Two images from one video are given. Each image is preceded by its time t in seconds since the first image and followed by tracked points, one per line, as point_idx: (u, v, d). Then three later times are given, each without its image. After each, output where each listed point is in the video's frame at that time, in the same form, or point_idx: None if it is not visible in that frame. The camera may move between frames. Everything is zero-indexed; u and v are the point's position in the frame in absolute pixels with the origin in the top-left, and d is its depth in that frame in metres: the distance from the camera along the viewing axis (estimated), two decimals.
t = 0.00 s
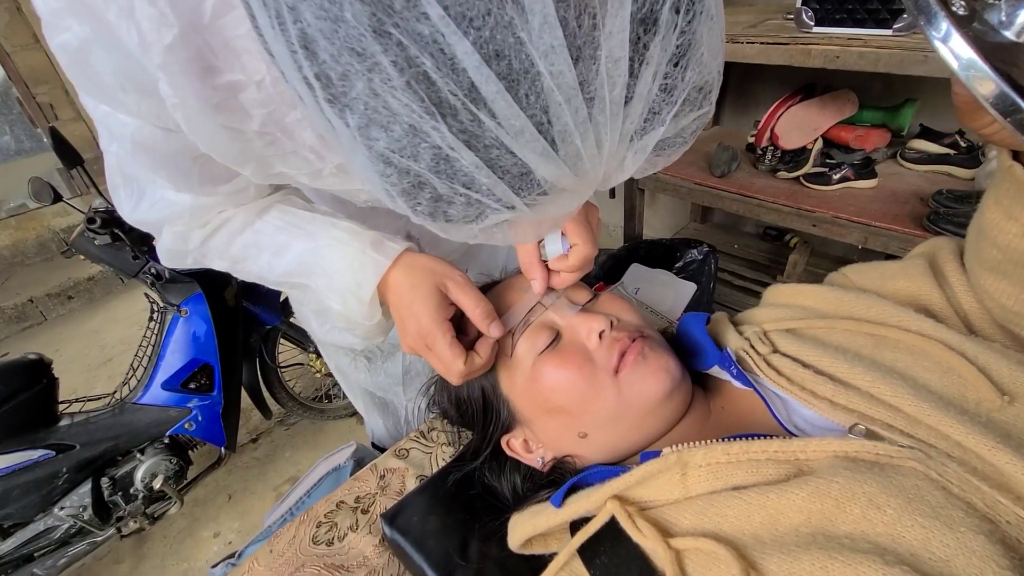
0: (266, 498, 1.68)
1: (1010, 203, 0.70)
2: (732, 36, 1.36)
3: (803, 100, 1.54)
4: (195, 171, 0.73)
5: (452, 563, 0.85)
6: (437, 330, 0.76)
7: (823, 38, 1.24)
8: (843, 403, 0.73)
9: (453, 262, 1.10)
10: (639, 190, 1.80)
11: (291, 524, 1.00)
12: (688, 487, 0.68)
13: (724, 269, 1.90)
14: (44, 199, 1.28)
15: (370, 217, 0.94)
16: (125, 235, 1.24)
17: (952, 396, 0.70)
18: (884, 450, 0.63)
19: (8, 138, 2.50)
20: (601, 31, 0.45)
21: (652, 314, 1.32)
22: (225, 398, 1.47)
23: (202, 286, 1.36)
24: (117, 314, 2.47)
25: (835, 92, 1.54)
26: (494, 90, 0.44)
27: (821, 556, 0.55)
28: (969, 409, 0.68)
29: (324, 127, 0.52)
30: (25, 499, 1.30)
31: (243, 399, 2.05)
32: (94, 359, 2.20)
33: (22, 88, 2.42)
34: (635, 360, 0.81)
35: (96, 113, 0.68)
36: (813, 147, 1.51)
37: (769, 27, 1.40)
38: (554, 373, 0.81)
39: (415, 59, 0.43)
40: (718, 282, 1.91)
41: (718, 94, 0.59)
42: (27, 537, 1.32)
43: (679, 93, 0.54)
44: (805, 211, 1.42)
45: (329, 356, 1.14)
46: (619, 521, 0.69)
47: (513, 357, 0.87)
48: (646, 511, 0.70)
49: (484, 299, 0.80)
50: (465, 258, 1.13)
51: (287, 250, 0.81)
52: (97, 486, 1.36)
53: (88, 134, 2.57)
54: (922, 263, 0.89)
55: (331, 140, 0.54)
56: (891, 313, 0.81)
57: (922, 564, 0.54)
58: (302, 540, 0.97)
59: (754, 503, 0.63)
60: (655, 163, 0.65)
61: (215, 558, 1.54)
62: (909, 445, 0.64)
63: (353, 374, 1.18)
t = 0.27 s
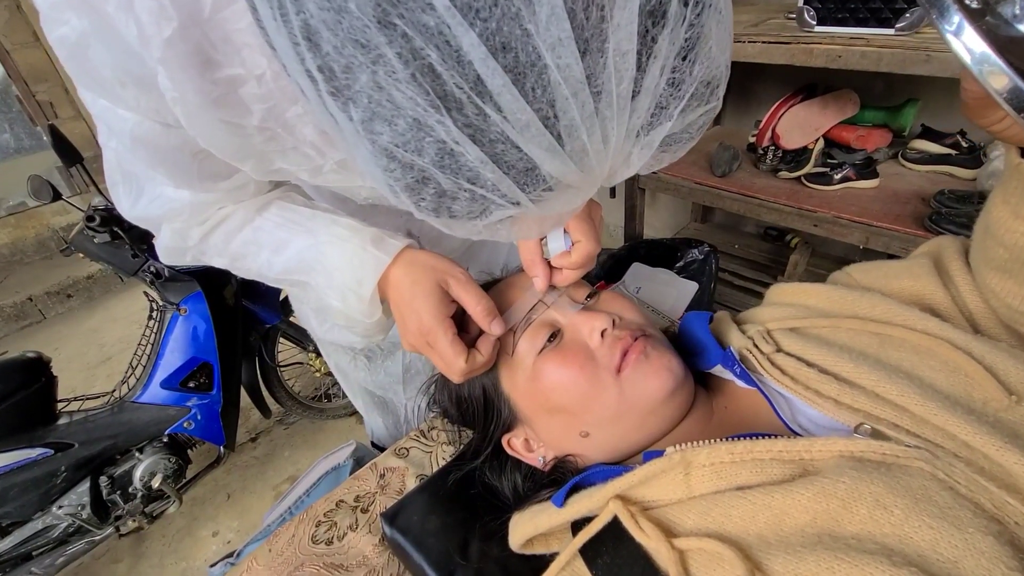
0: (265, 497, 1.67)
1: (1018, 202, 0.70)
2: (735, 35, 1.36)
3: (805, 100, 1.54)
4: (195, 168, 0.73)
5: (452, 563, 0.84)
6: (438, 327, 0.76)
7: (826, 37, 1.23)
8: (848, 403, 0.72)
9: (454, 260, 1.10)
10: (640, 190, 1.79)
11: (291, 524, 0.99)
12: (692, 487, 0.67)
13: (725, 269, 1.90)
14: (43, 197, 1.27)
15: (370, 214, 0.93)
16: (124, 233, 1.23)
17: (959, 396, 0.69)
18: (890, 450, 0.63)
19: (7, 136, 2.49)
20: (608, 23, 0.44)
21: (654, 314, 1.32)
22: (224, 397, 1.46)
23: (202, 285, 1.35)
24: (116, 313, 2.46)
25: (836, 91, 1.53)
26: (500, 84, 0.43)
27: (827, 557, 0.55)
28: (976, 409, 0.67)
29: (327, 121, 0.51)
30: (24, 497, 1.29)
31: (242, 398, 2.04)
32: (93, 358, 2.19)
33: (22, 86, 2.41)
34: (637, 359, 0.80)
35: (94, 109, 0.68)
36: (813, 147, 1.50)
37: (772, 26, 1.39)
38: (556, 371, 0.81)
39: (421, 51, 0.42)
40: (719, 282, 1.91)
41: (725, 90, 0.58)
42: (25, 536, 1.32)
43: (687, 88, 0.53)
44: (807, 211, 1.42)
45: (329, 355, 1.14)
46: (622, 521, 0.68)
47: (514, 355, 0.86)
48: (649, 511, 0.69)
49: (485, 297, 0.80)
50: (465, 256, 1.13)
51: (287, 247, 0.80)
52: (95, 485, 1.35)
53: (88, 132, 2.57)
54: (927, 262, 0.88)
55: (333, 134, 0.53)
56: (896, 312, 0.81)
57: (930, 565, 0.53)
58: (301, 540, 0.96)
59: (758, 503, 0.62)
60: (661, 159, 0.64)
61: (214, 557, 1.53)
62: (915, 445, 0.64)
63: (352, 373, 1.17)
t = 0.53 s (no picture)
0: (264, 498, 1.67)
1: (1021, 206, 0.69)
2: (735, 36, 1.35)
3: (804, 102, 1.54)
4: (193, 170, 0.73)
5: (451, 566, 0.84)
6: (438, 330, 0.75)
7: (826, 39, 1.23)
8: (848, 407, 0.72)
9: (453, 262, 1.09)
10: (640, 191, 1.79)
11: (289, 526, 0.99)
12: (691, 492, 0.67)
13: (725, 270, 1.89)
14: (43, 197, 1.27)
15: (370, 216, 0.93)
16: (123, 234, 1.23)
17: (960, 400, 0.69)
18: (890, 455, 0.63)
19: (7, 136, 2.49)
20: (611, 33, 0.44)
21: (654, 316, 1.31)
22: (223, 398, 1.46)
23: (201, 286, 1.35)
24: (116, 313, 2.46)
25: (837, 93, 1.53)
26: (501, 93, 0.43)
27: (827, 562, 0.55)
28: (977, 413, 0.67)
29: (327, 128, 0.51)
30: (23, 498, 1.29)
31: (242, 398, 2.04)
32: (92, 358, 2.19)
33: (22, 86, 2.41)
34: (636, 362, 0.80)
35: (93, 111, 0.67)
36: (814, 149, 1.50)
37: (772, 27, 1.39)
38: (555, 375, 0.81)
39: (422, 61, 0.42)
40: (720, 283, 1.90)
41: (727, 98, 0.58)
42: (24, 537, 1.31)
43: (688, 97, 0.53)
44: (806, 213, 1.41)
45: (328, 356, 1.13)
46: (622, 525, 0.68)
47: (514, 358, 0.86)
48: (648, 515, 0.69)
49: (484, 299, 0.79)
50: (465, 258, 1.13)
51: (286, 248, 0.80)
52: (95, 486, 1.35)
53: (87, 132, 2.56)
54: (928, 265, 0.88)
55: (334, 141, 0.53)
56: (897, 315, 0.81)
57: (929, 570, 0.53)
58: (300, 542, 0.96)
59: (758, 508, 0.62)
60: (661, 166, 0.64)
61: (213, 558, 1.53)
62: (916, 449, 0.64)
63: (352, 375, 1.17)
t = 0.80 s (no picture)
0: (262, 499, 1.67)
1: (1016, 206, 0.69)
2: (733, 36, 1.35)
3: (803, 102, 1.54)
4: (188, 171, 0.72)
5: (447, 567, 0.84)
6: (433, 331, 0.75)
7: (824, 38, 1.23)
8: (844, 408, 0.72)
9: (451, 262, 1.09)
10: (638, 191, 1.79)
11: (286, 527, 0.99)
12: (687, 493, 0.67)
13: (724, 270, 1.89)
14: (40, 198, 1.26)
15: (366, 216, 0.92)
16: (121, 234, 1.23)
17: (956, 401, 0.69)
18: (886, 456, 0.62)
19: (5, 136, 2.49)
20: (600, 33, 0.43)
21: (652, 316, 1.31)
22: (221, 398, 1.45)
23: (199, 286, 1.34)
24: (115, 314, 2.45)
25: (835, 93, 1.53)
26: (489, 93, 0.43)
27: (821, 564, 0.54)
28: (972, 414, 0.67)
29: (317, 128, 0.51)
30: (20, 499, 1.29)
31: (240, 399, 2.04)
32: (91, 359, 2.19)
33: (20, 86, 2.41)
34: (632, 362, 0.80)
35: (86, 112, 0.67)
36: (813, 148, 1.50)
37: (771, 27, 1.39)
38: (551, 375, 0.80)
39: (409, 61, 0.42)
40: (718, 283, 1.90)
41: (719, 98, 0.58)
42: (22, 537, 1.31)
43: (680, 98, 0.53)
44: (805, 212, 1.41)
45: (326, 356, 1.13)
46: (617, 527, 0.68)
47: (510, 359, 0.86)
48: (643, 516, 0.69)
49: (479, 300, 0.79)
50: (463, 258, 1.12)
51: (282, 249, 0.80)
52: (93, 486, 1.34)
53: (86, 132, 2.56)
54: (925, 265, 0.88)
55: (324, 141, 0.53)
56: (894, 316, 0.80)
57: (924, 572, 0.53)
58: (296, 543, 0.96)
59: (753, 510, 0.62)
60: (654, 167, 0.63)
61: (210, 559, 1.53)
62: (911, 451, 0.64)
63: (349, 375, 1.16)
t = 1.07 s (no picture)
0: (262, 499, 1.67)
1: (1011, 206, 0.69)
2: (731, 37, 1.35)
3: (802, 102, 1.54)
4: (189, 173, 0.73)
5: (446, 567, 0.84)
6: (432, 332, 0.75)
7: (823, 39, 1.23)
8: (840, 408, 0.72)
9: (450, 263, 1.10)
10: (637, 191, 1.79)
11: (285, 527, 0.99)
12: (683, 492, 0.67)
13: (723, 270, 1.89)
14: (40, 199, 1.27)
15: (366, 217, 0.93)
16: (121, 235, 1.23)
17: (951, 401, 0.69)
18: (881, 455, 0.63)
19: (6, 137, 2.49)
20: (593, 40, 0.43)
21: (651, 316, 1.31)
22: (221, 399, 1.46)
23: (200, 286, 1.35)
24: (115, 314, 2.46)
25: (834, 93, 1.53)
26: (484, 100, 0.43)
27: (815, 563, 0.55)
28: (967, 414, 0.68)
29: (314, 132, 0.52)
30: (21, 499, 1.29)
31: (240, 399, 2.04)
32: (91, 359, 2.19)
33: (21, 87, 2.41)
34: (630, 363, 0.80)
35: (87, 114, 0.68)
36: (812, 148, 1.50)
37: (769, 28, 1.39)
38: (549, 376, 0.81)
39: (404, 69, 0.42)
40: (718, 284, 1.90)
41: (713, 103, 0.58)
42: (22, 538, 1.31)
43: (673, 103, 0.53)
44: (804, 212, 1.42)
45: (325, 357, 1.14)
46: (614, 526, 0.68)
47: (508, 359, 0.86)
48: (640, 516, 0.69)
49: (478, 300, 0.80)
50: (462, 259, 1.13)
51: (281, 250, 0.80)
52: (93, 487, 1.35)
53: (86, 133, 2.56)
54: (922, 265, 0.88)
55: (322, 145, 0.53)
56: (890, 316, 0.81)
57: (917, 571, 0.53)
58: (296, 543, 0.96)
59: (749, 509, 0.62)
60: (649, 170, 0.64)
61: (211, 559, 1.53)
62: (906, 450, 0.64)
63: (349, 375, 1.17)
